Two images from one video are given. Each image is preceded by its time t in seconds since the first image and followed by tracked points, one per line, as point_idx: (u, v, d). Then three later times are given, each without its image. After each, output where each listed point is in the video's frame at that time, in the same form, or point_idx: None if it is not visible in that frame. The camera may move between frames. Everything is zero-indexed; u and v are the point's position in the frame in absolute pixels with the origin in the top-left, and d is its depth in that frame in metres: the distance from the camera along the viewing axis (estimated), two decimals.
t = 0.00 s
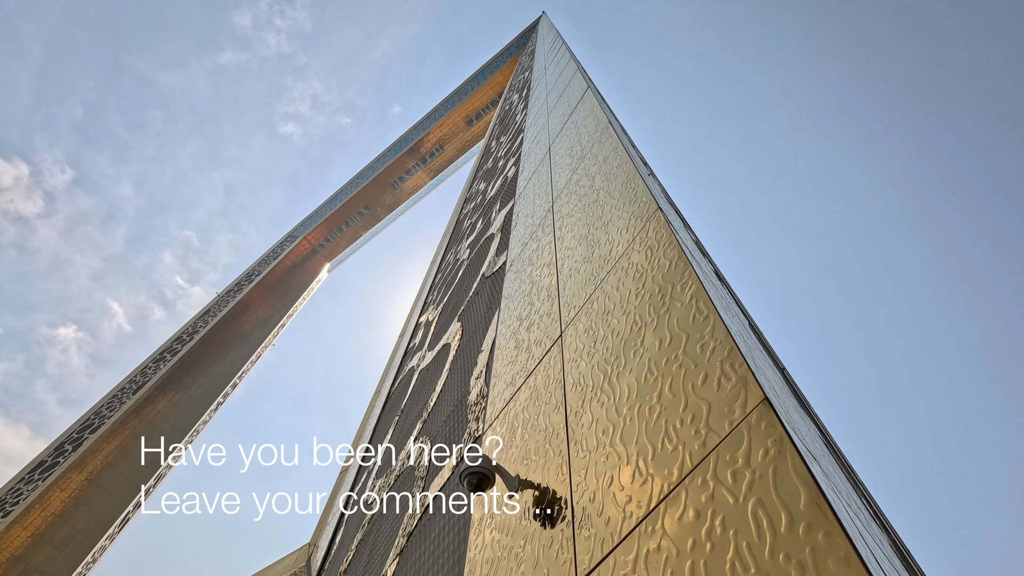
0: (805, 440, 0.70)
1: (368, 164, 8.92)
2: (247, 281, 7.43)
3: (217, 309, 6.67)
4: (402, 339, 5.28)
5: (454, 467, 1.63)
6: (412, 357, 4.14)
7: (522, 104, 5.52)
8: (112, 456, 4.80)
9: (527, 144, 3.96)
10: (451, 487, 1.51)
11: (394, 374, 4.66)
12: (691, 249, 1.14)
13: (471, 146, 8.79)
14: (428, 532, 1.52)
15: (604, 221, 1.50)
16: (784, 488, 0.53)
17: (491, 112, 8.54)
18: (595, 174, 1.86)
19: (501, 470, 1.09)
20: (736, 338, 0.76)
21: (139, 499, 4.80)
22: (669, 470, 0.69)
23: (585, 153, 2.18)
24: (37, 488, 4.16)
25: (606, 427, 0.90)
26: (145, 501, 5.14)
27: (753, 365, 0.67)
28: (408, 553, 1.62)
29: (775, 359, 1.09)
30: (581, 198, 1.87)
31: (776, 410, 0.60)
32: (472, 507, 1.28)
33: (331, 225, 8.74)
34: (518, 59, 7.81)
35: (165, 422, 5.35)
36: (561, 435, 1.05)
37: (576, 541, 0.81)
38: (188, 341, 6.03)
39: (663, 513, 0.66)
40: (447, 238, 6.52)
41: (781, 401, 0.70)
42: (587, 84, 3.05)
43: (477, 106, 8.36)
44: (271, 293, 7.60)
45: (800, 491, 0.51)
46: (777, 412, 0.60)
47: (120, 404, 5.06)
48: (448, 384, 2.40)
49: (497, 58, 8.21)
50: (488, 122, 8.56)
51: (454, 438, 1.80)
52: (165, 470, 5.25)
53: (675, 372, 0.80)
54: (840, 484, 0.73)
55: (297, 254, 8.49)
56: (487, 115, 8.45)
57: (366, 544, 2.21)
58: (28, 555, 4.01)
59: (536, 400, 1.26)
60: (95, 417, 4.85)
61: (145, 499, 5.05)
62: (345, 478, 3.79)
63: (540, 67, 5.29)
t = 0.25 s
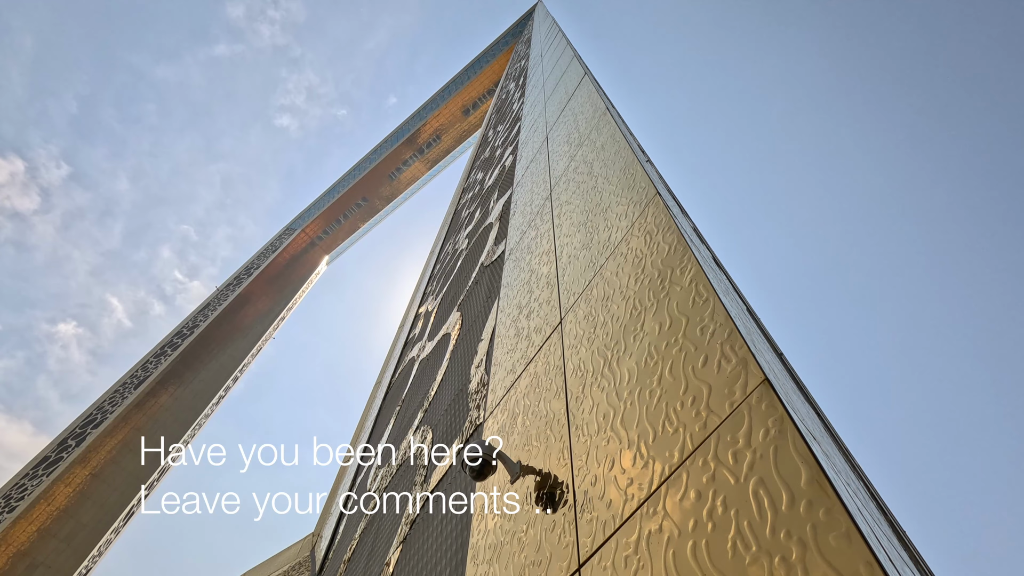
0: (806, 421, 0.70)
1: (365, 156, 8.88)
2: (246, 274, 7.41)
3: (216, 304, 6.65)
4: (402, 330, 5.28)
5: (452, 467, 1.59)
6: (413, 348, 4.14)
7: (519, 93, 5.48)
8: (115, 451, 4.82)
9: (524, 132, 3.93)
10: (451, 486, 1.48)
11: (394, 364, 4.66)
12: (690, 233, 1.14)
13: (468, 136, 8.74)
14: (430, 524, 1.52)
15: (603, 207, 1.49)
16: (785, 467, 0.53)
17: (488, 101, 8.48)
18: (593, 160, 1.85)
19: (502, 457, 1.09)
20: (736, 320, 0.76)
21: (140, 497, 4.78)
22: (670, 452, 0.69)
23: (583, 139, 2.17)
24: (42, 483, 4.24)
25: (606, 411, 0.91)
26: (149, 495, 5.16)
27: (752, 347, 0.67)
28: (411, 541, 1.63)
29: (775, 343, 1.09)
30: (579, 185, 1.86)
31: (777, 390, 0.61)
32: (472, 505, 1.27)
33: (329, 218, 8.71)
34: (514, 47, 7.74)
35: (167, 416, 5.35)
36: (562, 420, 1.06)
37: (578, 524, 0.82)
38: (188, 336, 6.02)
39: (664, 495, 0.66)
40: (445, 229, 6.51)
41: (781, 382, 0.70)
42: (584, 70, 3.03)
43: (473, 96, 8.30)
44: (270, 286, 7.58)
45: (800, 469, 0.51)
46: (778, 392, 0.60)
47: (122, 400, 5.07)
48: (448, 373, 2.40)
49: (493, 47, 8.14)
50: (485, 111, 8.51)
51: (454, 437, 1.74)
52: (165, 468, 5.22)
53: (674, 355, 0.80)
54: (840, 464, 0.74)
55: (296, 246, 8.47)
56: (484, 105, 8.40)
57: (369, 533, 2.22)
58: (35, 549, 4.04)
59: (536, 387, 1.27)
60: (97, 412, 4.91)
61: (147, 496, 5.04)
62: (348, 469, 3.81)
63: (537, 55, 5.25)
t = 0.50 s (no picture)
0: (804, 403, 0.70)
1: (363, 148, 8.84)
2: (245, 268, 7.40)
3: (216, 298, 6.65)
4: (401, 322, 5.28)
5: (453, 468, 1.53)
6: (413, 338, 4.14)
7: (516, 82, 5.44)
8: (119, 445, 4.84)
9: (522, 121, 3.91)
10: (452, 487, 1.46)
11: (395, 354, 4.67)
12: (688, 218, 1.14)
13: (465, 126, 8.68)
14: (431, 520, 1.50)
15: (601, 194, 1.49)
16: (783, 448, 0.53)
17: (485, 90, 8.41)
18: (591, 147, 1.84)
19: (503, 444, 1.09)
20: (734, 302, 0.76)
21: (142, 494, 4.80)
22: (669, 436, 0.69)
23: (580, 126, 2.15)
24: (48, 477, 4.27)
25: (606, 396, 0.91)
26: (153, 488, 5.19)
27: (751, 329, 0.67)
28: (414, 529, 1.64)
29: (775, 328, 1.09)
30: (577, 172, 1.85)
31: (775, 371, 0.61)
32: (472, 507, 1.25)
33: (327, 210, 8.69)
34: (511, 35, 7.67)
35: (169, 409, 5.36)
36: (561, 406, 1.06)
37: (578, 508, 0.83)
38: (189, 330, 6.02)
39: (663, 478, 0.66)
40: (444, 219, 6.49)
41: (779, 364, 0.70)
42: (581, 57, 3.00)
43: (471, 85, 8.23)
44: (270, 280, 7.57)
45: (798, 449, 0.51)
46: (776, 373, 0.60)
47: (125, 394, 5.09)
48: (449, 363, 2.41)
49: (490, 35, 8.07)
50: (483, 101, 8.45)
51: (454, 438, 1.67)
52: (168, 463, 5.23)
53: (673, 339, 0.80)
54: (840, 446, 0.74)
55: (295, 239, 8.47)
56: (482, 94, 8.33)
57: (371, 522, 2.23)
58: (41, 544, 4.08)
59: (536, 374, 1.27)
60: (99, 407, 4.95)
61: (150, 491, 5.05)
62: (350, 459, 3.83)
63: (534, 43, 5.21)
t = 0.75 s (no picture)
0: (800, 381, 0.69)
1: (360, 136, 8.79)
2: (244, 258, 7.39)
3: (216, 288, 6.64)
4: (401, 309, 5.29)
5: (453, 467, 1.46)
6: (412, 325, 4.14)
7: (513, 66, 5.39)
8: (123, 436, 4.87)
9: (519, 105, 3.88)
10: (451, 485, 1.40)
11: (395, 342, 4.68)
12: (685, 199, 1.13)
13: (463, 113, 8.62)
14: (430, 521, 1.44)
15: (598, 176, 1.48)
16: (777, 423, 0.52)
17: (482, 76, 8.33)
18: (588, 129, 1.82)
19: (501, 426, 1.10)
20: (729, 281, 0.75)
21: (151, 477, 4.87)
22: (665, 415, 0.69)
23: (577, 109, 2.13)
24: (53, 468, 4.30)
25: (602, 377, 0.91)
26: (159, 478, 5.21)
27: (746, 307, 0.67)
28: (414, 512, 1.65)
29: (773, 309, 1.09)
30: (574, 155, 1.84)
31: (770, 348, 0.60)
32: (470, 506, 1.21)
33: (325, 199, 8.66)
34: (507, 20, 7.59)
35: (172, 398, 5.37)
36: (558, 388, 1.06)
37: (575, 489, 0.83)
38: (190, 321, 6.02)
39: (658, 457, 0.66)
40: (442, 206, 6.46)
41: (775, 342, 0.70)
42: (577, 39, 2.97)
43: (468, 71, 8.14)
44: (269, 270, 7.56)
45: (792, 424, 0.51)
46: (771, 351, 0.59)
47: (127, 385, 5.12)
48: (447, 349, 2.41)
49: (486, 20, 7.98)
50: (480, 87, 8.37)
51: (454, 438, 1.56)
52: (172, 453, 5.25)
53: (669, 320, 0.80)
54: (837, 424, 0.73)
55: (293, 229, 8.45)
56: (479, 80, 8.25)
57: (373, 507, 2.25)
58: (48, 533, 4.11)
59: (534, 357, 1.27)
60: (102, 399, 4.98)
61: (155, 481, 5.08)
62: (352, 446, 3.86)
63: (530, 27, 5.15)
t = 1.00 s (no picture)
0: (793, 362, 0.69)
1: (357, 123, 8.72)
2: (242, 246, 7.36)
3: (214, 276, 6.62)
4: (399, 296, 5.29)
5: (453, 466, 1.38)
6: (410, 312, 4.14)
7: (510, 51, 5.34)
8: (123, 423, 4.87)
9: (516, 90, 3.84)
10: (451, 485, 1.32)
11: (393, 328, 4.68)
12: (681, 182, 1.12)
13: (461, 99, 8.54)
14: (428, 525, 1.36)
15: (593, 160, 1.46)
16: (768, 402, 0.52)
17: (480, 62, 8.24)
18: (584, 113, 1.80)
19: (495, 409, 1.09)
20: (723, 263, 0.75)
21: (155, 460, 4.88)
22: (657, 396, 0.69)
23: (573, 93, 2.11)
24: (54, 456, 4.32)
25: (596, 360, 0.91)
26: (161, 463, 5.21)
27: (738, 288, 0.67)
28: (411, 496, 1.66)
29: (768, 292, 1.08)
30: (570, 139, 1.82)
31: (762, 329, 0.60)
32: (465, 506, 1.17)
33: (323, 187, 8.62)
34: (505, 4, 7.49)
35: (172, 385, 5.38)
36: (553, 372, 1.06)
37: (568, 471, 0.83)
38: (189, 309, 6.01)
39: (650, 438, 0.66)
40: (439, 193, 6.43)
41: (768, 323, 0.70)
42: (575, 22, 2.93)
43: (465, 57, 8.03)
44: (267, 257, 7.53)
45: (782, 402, 0.51)
46: (764, 331, 0.59)
47: (126, 373, 5.14)
48: (445, 334, 2.41)
49: (484, 5, 7.88)
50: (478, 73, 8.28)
51: (455, 437, 1.48)
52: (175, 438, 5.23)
53: (662, 301, 0.79)
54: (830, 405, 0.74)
55: (291, 217, 8.42)
56: (476, 66, 8.13)
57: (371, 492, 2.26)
58: (51, 520, 4.14)
59: (529, 341, 1.27)
60: (103, 386, 5.00)
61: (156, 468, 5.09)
62: (351, 431, 3.88)
63: (528, 11, 5.09)
